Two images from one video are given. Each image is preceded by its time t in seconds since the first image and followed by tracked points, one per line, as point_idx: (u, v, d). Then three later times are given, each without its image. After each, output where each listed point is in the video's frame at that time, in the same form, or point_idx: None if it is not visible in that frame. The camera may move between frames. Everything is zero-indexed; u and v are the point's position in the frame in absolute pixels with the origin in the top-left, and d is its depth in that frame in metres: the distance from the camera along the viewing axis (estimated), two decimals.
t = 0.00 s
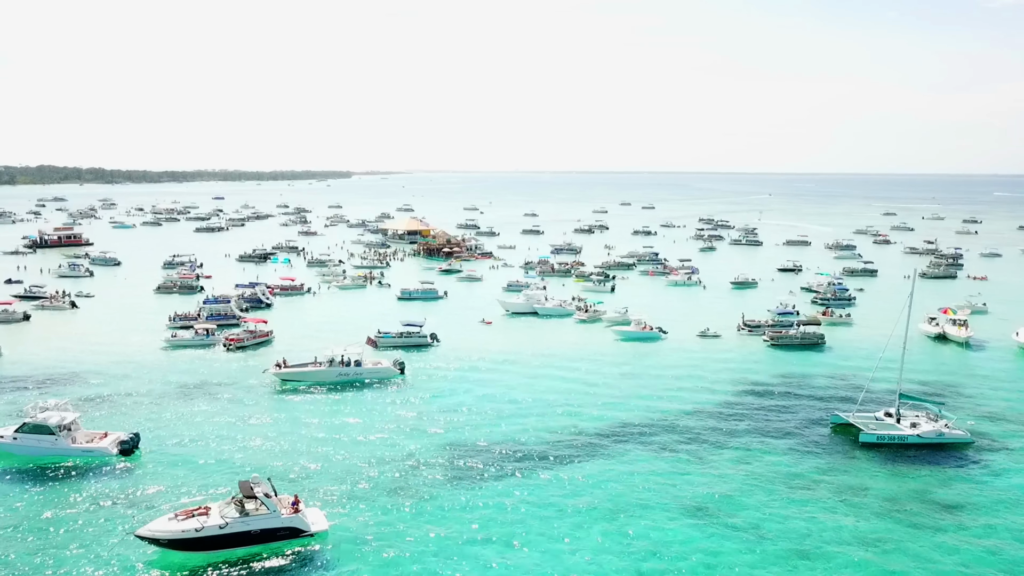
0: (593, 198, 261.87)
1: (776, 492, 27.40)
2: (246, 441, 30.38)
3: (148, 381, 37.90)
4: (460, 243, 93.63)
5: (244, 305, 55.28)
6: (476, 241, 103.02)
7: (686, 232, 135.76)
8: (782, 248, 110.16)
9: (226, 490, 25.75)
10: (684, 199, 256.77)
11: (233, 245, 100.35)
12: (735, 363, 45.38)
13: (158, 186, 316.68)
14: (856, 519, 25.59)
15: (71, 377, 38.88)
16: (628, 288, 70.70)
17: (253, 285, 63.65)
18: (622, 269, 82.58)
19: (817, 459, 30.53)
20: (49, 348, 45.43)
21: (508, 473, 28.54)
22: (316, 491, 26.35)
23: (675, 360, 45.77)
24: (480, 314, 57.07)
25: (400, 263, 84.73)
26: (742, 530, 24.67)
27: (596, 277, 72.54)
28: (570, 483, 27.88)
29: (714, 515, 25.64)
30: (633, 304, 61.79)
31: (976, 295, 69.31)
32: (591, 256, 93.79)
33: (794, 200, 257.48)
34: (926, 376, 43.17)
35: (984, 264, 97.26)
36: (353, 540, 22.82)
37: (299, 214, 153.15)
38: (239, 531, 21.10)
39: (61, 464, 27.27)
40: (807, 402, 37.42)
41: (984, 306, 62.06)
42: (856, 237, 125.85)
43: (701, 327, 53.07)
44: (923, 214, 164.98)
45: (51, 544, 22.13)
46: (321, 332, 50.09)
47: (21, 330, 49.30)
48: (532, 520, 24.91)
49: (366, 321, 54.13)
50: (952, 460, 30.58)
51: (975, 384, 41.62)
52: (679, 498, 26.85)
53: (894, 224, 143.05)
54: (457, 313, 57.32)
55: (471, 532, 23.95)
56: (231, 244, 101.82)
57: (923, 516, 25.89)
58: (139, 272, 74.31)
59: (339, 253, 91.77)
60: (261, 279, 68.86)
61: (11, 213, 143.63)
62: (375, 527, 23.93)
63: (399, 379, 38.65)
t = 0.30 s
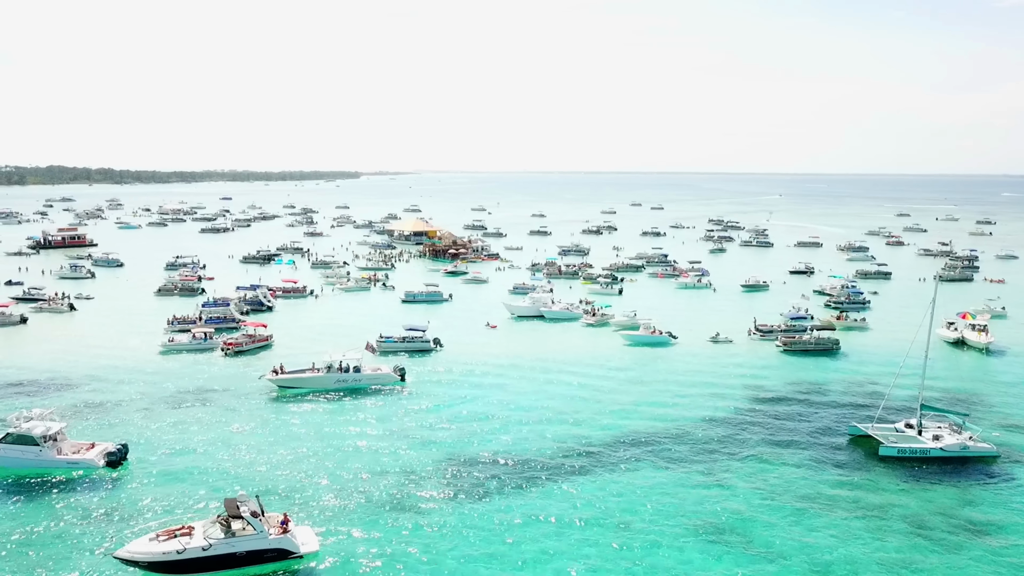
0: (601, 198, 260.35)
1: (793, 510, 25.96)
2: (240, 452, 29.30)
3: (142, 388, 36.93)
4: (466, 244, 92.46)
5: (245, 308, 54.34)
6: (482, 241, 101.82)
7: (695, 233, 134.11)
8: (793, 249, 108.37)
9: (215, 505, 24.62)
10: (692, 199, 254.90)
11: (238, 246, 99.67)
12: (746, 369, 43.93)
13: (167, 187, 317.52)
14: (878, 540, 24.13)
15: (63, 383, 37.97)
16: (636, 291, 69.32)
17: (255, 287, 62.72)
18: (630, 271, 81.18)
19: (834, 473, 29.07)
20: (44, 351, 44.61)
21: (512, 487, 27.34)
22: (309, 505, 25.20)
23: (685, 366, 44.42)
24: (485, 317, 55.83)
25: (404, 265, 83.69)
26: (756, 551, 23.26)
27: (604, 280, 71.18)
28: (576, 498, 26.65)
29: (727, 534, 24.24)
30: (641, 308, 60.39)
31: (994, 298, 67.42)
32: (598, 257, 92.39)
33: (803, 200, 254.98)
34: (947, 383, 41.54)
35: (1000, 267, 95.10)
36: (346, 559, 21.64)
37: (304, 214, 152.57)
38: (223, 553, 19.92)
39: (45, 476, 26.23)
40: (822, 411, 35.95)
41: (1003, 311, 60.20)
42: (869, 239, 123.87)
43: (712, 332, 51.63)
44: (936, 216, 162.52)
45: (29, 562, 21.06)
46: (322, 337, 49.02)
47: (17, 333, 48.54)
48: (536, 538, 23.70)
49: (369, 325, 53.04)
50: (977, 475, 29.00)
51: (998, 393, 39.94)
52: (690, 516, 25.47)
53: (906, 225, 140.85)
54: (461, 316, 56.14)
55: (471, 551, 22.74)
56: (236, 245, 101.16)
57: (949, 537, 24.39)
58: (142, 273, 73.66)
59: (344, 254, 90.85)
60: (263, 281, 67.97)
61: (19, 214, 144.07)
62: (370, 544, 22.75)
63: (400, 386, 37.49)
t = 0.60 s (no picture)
0: (609, 199, 258.75)
1: (809, 530, 24.58)
2: (233, 464, 28.25)
3: (136, 396, 35.98)
4: (471, 246, 91.31)
5: (245, 311, 53.38)
6: (488, 242, 100.67)
7: (705, 234, 132.49)
8: (804, 251, 106.58)
9: (201, 522, 23.53)
10: (700, 200, 252.89)
11: (242, 247, 98.95)
12: (759, 376, 42.53)
13: (175, 188, 318.10)
14: (900, 564, 22.75)
15: (55, 389, 37.12)
16: (644, 294, 68.01)
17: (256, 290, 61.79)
18: (638, 273, 79.81)
19: (852, 489, 27.68)
20: (38, 355, 43.82)
21: (515, 502, 26.12)
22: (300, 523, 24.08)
23: (694, 373, 43.09)
24: (490, 321, 54.64)
25: (409, 266, 82.64)
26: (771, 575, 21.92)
27: (611, 282, 69.89)
28: (583, 513, 25.46)
29: (740, 556, 22.90)
30: (649, 311, 59.05)
31: (1012, 302, 65.53)
32: (606, 259, 91.07)
33: (813, 201, 252.50)
34: (967, 391, 40.01)
35: (1017, 269, 92.96)
36: None
37: (310, 215, 152.03)
38: None
39: (28, 490, 25.26)
40: (838, 421, 34.58)
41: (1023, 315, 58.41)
42: (881, 240, 121.96)
43: (722, 336, 50.29)
44: (949, 217, 159.96)
45: None
46: (322, 342, 47.99)
47: (13, 336, 47.79)
48: (540, 557, 22.54)
49: (371, 330, 51.96)
50: (1003, 491, 27.54)
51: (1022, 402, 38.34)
52: (701, 535, 24.15)
53: (919, 226, 138.67)
54: (465, 320, 55.01)
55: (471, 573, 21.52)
56: (240, 246, 100.41)
57: (977, 561, 22.96)
58: (144, 275, 72.95)
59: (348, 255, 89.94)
60: (266, 283, 67.10)
61: (26, 215, 144.53)
62: (364, 566, 21.62)
63: (400, 393, 36.40)
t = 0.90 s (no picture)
0: (615, 199, 257.15)
1: (827, 553, 23.19)
2: (222, 479, 27.09)
3: (126, 404, 34.88)
4: (476, 247, 90.09)
5: (243, 314, 52.29)
6: (493, 243, 99.44)
7: (713, 235, 130.81)
8: (814, 252, 104.93)
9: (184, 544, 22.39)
10: (707, 200, 250.80)
11: (244, 247, 98.02)
12: (770, 384, 41.07)
13: (182, 188, 319.03)
14: None
15: (44, 396, 36.09)
16: (651, 296, 66.62)
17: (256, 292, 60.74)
18: (645, 274, 78.42)
19: (871, 507, 26.26)
20: (29, 359, 42.85)
21: (515, 521, 24.84)
22: (289, 545, 22.90)
23: (703, 380, 41.70)
24: (493, 325, 53.35)
25: (412, 267, 81.51)
26: None
27: (617, 284, 68.54)
28: (589, 534, 24.16)
29: None
30: (657, 315, 57.63)
31: None
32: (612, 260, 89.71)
33: (822, 201, 250.00)
34: (989, 399, 38.44)
35: None
36: None
37: (315, 215, 151.16)
38: None
39: (6, 505, 24.27)
40: (854, 433, 33.13)
41: None
42: (891, 241, 120.10)
43: (732, 341, 48.87)
44: (961, 217, 157.53)
45: None
46: (321, 348, 46.84)
47: (5, 339, 46.87)
48: None
49: (372, 334, 50.82)
50: None
51: None
52: (712, 558, 22.78)
53: (930, 227, 136.60)
54: (468, 324, 53.78)
55: None
56: (242, 247, 99.53)
57: None
58: (143, 276, 72.09)
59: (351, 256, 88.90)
60: (266, 285, 66.01)
61: (30, 215, 144.27)
62: None
63: (399, 402, 35.17)
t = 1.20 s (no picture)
0: (619, 199, 255.87)
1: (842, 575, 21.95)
2: (208, 493, 25.98)
3: (114, 411, 33.87)
4: (478, 248, 88.96)
5: (239, 317, 51.35)
6: (496, 244, 98.15)
7: (718, 236, 129.40)
8: (821, 253, 103.51)
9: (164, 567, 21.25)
10: (712, 200, 249.18)
11: (244, 248, 97.18)
12: (779, 391, 39.78)
13: (186, 189, 319.64)
14: None
15: (30, 402, 35.13)
16: (656, 299, 65.36)
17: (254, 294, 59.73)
18: (650, 276, 77.17)
19: (889, 524, 24.96)
20: (18, 363, 41.92)
21: (513, 540, 23.61)
22: (275, 565, 21.72)
23: (711, 387, 40.36)
24: (494, 329, 52.12)
25: (414, 269, 80.45)
26: None
27: (622, 286, 67.32)
28: (593, 555, 22.89)
29: None
30: (662, 318, 56.32)
31: None
32: (617, 261, 88.50)
33: (828, 202, 248.11)
34: (1008, 408, 37.02)
35: None
36: None
37: (317, 216, 150.32)
38: None
39: None
40: (868, 446, 31.83)
41: None
42: (900, 241, 118.43)
43: (740, 346, 47.57)
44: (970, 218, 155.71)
45: None
46: (318, 353, 45.75)
47: None
48: None
49: (371, 338, 49.75)
50: None
51: None
52: None
53: (939, 228, 134.91)
54: (469, 327, 52.61)
55: None
56: (243, 247, 98.79)
57: None
58: (141, 278, 71.23)
59: (352, 257, 87.91)
60: (265, 287, 65.10)
61: (32, 216, 143.96)
62: None
63: (395, 410, 34.03)
